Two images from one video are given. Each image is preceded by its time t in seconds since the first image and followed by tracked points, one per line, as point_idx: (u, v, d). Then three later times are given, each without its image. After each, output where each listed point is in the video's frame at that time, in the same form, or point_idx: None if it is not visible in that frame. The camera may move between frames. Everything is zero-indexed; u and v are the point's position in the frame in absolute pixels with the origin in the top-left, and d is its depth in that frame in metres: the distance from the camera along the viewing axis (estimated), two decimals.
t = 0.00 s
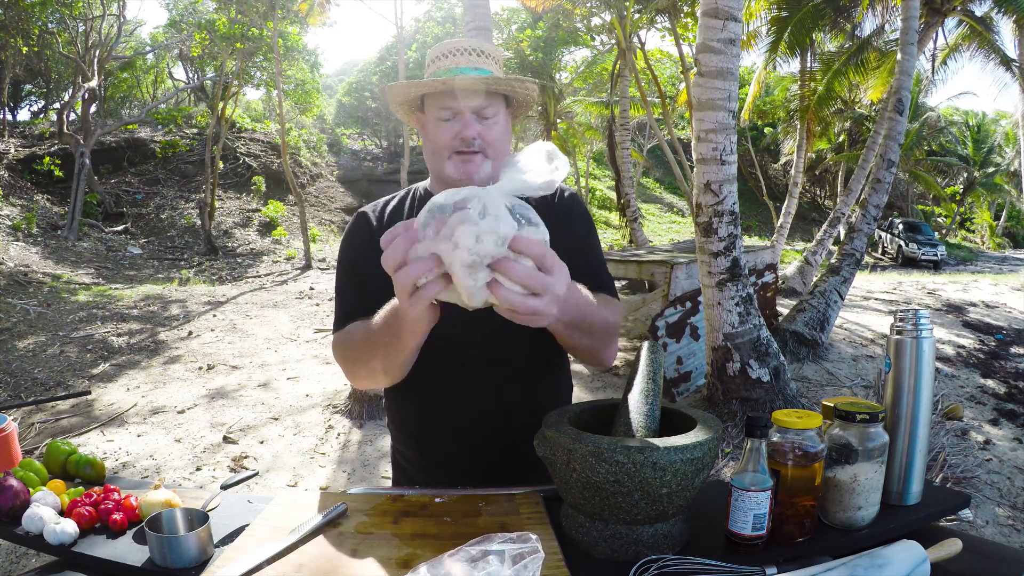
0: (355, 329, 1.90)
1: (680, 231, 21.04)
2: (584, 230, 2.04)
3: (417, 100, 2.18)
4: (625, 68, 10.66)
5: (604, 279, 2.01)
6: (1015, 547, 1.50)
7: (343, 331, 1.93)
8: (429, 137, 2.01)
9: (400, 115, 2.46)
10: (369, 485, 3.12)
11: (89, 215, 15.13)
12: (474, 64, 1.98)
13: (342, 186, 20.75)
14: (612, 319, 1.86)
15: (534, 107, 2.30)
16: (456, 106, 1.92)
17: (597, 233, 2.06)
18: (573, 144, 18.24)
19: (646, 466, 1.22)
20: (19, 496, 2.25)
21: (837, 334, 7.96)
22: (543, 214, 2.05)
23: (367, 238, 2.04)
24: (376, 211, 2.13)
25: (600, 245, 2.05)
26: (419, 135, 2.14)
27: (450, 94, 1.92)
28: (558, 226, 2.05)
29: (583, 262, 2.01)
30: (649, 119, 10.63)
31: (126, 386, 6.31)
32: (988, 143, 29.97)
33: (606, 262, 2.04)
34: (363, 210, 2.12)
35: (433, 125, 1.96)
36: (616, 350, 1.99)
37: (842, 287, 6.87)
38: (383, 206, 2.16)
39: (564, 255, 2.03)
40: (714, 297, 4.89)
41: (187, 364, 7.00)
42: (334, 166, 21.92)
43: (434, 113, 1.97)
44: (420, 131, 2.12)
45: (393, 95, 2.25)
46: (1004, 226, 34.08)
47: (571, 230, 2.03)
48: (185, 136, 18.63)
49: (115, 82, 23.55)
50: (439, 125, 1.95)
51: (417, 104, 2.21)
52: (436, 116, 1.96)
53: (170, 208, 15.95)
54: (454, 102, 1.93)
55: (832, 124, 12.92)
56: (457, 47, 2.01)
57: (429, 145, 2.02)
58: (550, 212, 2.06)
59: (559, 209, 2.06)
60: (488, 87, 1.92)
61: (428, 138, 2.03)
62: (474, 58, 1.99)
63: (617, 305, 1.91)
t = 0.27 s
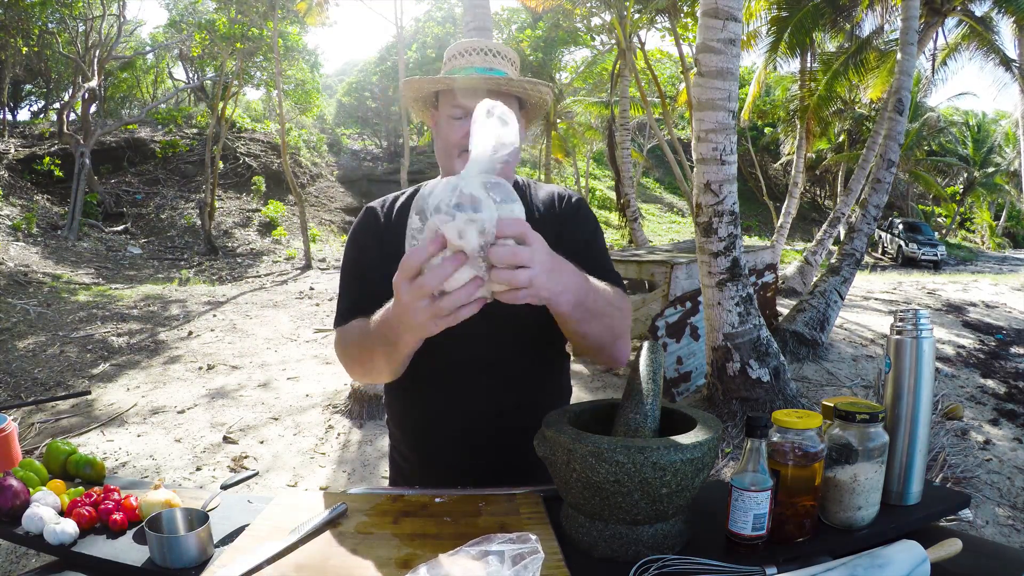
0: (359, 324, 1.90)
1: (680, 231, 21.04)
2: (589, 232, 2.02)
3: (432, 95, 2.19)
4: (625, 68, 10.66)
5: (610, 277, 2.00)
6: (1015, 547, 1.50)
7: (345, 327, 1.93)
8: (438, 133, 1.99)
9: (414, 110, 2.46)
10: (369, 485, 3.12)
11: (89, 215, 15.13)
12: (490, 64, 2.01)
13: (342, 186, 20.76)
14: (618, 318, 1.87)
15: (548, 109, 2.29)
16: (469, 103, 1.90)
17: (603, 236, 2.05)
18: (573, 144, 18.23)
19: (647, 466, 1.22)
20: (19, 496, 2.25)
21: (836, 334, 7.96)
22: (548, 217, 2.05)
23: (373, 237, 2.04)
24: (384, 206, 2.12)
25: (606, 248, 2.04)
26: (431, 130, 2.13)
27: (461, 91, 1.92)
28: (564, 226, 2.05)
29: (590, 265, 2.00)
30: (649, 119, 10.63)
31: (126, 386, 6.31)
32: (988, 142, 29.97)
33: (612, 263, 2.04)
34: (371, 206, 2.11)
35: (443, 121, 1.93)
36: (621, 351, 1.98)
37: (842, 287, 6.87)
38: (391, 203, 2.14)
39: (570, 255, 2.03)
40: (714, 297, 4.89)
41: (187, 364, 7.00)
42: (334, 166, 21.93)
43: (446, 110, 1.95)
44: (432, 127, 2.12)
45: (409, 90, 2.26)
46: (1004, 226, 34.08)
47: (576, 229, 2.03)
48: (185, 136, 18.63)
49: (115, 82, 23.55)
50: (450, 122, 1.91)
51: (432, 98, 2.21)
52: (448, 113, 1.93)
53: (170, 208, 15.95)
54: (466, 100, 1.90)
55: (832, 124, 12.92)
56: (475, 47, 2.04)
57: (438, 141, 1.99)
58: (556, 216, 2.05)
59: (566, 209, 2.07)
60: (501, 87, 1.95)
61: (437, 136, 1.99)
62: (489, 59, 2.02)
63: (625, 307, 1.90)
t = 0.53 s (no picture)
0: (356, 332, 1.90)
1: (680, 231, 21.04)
2: (586, 234, 2.06)
3: (415, 96, 2.20)
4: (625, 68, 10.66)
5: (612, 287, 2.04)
6: (1014, 548, 1.50)
7: (342, 333, 1.92)
8: (423, 133, 2.01)
9: (399, 114, 2.47)
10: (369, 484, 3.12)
11: (89, 215, 15.13)
12: (468, 58, 2.00)
13: (342, 186, 20.76)
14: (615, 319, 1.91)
15: (531, 102, 2.30)
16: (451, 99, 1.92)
17: (598, 236, 2.08)
18: (573, 144, 18.22)
19: (647, 466, 1.22)
20: (19, 496, 2.25)
21: (836, 334, 7.96)
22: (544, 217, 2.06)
23: (366, 240, 2.04)
24: (373, 211, 2.13)
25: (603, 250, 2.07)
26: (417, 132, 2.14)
27: (446, 88, 1.95)
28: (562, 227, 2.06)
29: (587, 266, 2.03)
30: (649, 119, 10.63)
31: (126, 386, 6.31)
32: (988, 142, 29.97)
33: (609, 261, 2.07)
34: (361, 212, 2.12)
35: (427, 119, 1.95)
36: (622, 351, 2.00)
37: (842, 287, 6.87)
38: (380, 208, 2.16)
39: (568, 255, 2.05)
40: (714, 297, 4.89)
41: (187, 364, 7.00)
42: (334, 167, 21.94)
43: (428, 108, 1.97)
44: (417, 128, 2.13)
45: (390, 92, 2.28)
46: (1003, 226, 34.09)
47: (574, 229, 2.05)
48: (185, 136, 18.64)
49: (115, 82, 23.55)
50: (432, 119, 1.94)
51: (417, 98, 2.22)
52: (431, 109, 1.95)
53: (170, 208, 15.95)
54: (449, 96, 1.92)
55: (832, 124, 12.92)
56: (455, 43, 2.04)
57: (423, 141, 2.01)
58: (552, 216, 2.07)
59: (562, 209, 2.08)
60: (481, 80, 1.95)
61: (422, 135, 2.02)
62: (470, 53, 2.01)
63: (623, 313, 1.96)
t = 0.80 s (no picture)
0: (360, 336, 1.89)
1: (680, 231, 21.04)
2: (588, 242, 2.07)
3: (426, 92, 2.18)
4: (625, 68, 10.66)
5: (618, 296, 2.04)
6: (1014, 548, 1.50)
7: (345, 336, 1.92)
8: (433, 131, 2.00)
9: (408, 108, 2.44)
10: (369, 485, 3.12)
11: (89, 215, 15.13)
12: (484, 59, 1.99)
13: (342, 186, 20.75)
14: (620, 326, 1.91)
15: (546, 105, 2.29)
16: (464, 102, 1.92)
17: (601, 242, 2.10)
18: (573, 144, 18.21)
19: (647, 467, 1.22)
20: (19, 496, 2.25)
21: (836, 334, 7.96)
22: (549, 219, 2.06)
23: (368, 241, 2.03)
24: (377, 209, 2.11)
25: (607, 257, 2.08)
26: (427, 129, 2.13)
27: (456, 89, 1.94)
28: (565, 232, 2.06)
29: (590, 275, 2.04)
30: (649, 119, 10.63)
31: (126, 386, 6.31)
32: (988, 143, 29.97)
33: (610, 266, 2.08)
34: (365, 208, 2.11)
35: (439, 120, 1.95)
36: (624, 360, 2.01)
37: (842, 287, 6.86)
38: (384, 204, 2.14)
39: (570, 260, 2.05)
40: (714, 297, 4.89)
41: (187, 364, 7.00)
42: (334, 167, 21.93)
43: (440, 109, 1.96)
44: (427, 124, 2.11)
45: (403, 87, 2.27)
46: (1003, 226, 34.09)
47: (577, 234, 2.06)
48: (185, 136, 18.64)
49: (115, 82, 23.54)
50: (444, 120, 1.94)
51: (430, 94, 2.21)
52: (443, 110, 1.95)
53: (170, 208, 15.95)
54: (461, 98, 1.93)
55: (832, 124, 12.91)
56: (469, 42, 2.02)
57: (433, 140, 2.01)
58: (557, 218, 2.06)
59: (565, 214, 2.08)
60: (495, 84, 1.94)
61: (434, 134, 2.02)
62: (486, 54, 2.00)
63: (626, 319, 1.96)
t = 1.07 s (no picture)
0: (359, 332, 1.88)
1: (680, 231, 21.04)
2: (587, 236, 2.07)
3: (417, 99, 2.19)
4: (625, 68, 10.66)
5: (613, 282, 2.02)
6: (1014, 548, 1.50)
7: (346, 334, 1.92)
8: (428, 136, 2.01)
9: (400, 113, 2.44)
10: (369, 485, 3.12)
11: (89, 215, 15.13)
12: (476, 61, 1.99)
13: (342, 186, 20.75)
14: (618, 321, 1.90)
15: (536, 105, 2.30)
16: (457, 104, 1.92)
17: (599, 238, 2.10)
18: (573, 144, 18.21)
19: (647, 467, 1.22)
20: (19, 496, 2.25)
21: (836, 334, 7.96)
22: (550, 216, 2.06)
23: (370, 242, 2.04)
24: (378, 213, 2.12)
25: (604, 252, 2.08)
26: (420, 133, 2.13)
27: (451, 95, 1.94)
28: (564, 230, 2.07)
29: (589, 269, 2.04)
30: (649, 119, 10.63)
31: (126, 386, 6.31)
32: (988, 143, 29.97)
33: (610, 262, 2.08)
34: (365, 212, 2.11)
35: (433, 124, 1.96)
36: (620, 352, 1.99)
37: (842, 287, 6.86)
38: (384, 208, 2.14)
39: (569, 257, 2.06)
40: (714, 297, 4.89)
41: (187, 364, 7.00)
42: (334, 166, 21.93)
43: (433, 113, 1.97)
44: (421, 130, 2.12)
45: (396, 93, 2.27)
46: (1003, 226, 34.09)
47: (576, 231, 2.06)
48: (185, 136, 18.65)
49: (115, 82, 23.53)
50: (439, 124, 1.94)
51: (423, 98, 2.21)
52: (436, 115, 1.95)
53: (170, 208, 15.96)
54: (453, 101, 1.93)
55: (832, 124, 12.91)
56: (459, 45, 2.02)
57: (428, 144, 2.01)
58: (557, 216, 2.07)
59: (564, 211, 2.08)
60: (489, 86, 1.94)
61: (427, 138, 2.02)
62: (478, 56, 2.01)
63: (624, 305, 1.93)
